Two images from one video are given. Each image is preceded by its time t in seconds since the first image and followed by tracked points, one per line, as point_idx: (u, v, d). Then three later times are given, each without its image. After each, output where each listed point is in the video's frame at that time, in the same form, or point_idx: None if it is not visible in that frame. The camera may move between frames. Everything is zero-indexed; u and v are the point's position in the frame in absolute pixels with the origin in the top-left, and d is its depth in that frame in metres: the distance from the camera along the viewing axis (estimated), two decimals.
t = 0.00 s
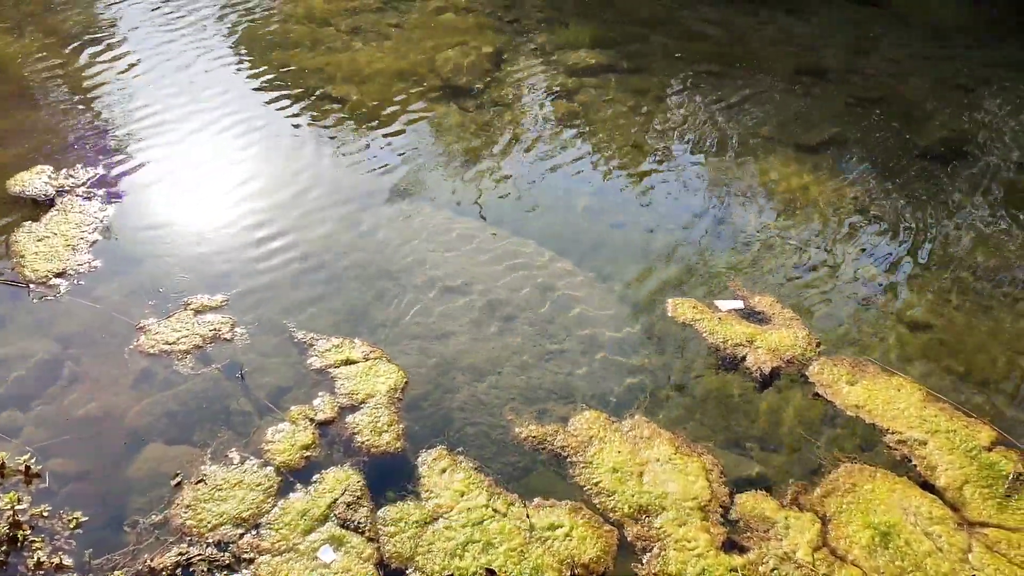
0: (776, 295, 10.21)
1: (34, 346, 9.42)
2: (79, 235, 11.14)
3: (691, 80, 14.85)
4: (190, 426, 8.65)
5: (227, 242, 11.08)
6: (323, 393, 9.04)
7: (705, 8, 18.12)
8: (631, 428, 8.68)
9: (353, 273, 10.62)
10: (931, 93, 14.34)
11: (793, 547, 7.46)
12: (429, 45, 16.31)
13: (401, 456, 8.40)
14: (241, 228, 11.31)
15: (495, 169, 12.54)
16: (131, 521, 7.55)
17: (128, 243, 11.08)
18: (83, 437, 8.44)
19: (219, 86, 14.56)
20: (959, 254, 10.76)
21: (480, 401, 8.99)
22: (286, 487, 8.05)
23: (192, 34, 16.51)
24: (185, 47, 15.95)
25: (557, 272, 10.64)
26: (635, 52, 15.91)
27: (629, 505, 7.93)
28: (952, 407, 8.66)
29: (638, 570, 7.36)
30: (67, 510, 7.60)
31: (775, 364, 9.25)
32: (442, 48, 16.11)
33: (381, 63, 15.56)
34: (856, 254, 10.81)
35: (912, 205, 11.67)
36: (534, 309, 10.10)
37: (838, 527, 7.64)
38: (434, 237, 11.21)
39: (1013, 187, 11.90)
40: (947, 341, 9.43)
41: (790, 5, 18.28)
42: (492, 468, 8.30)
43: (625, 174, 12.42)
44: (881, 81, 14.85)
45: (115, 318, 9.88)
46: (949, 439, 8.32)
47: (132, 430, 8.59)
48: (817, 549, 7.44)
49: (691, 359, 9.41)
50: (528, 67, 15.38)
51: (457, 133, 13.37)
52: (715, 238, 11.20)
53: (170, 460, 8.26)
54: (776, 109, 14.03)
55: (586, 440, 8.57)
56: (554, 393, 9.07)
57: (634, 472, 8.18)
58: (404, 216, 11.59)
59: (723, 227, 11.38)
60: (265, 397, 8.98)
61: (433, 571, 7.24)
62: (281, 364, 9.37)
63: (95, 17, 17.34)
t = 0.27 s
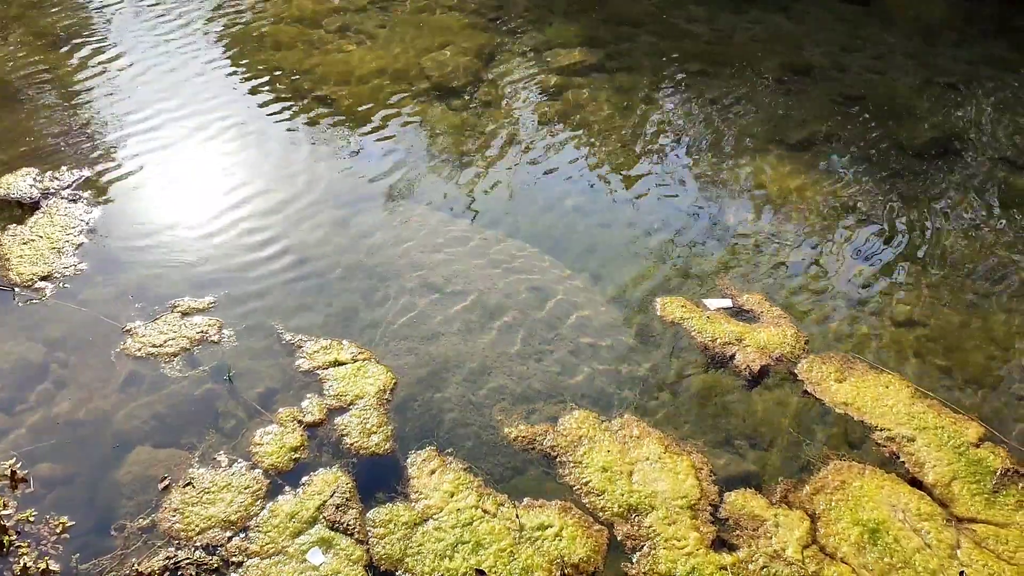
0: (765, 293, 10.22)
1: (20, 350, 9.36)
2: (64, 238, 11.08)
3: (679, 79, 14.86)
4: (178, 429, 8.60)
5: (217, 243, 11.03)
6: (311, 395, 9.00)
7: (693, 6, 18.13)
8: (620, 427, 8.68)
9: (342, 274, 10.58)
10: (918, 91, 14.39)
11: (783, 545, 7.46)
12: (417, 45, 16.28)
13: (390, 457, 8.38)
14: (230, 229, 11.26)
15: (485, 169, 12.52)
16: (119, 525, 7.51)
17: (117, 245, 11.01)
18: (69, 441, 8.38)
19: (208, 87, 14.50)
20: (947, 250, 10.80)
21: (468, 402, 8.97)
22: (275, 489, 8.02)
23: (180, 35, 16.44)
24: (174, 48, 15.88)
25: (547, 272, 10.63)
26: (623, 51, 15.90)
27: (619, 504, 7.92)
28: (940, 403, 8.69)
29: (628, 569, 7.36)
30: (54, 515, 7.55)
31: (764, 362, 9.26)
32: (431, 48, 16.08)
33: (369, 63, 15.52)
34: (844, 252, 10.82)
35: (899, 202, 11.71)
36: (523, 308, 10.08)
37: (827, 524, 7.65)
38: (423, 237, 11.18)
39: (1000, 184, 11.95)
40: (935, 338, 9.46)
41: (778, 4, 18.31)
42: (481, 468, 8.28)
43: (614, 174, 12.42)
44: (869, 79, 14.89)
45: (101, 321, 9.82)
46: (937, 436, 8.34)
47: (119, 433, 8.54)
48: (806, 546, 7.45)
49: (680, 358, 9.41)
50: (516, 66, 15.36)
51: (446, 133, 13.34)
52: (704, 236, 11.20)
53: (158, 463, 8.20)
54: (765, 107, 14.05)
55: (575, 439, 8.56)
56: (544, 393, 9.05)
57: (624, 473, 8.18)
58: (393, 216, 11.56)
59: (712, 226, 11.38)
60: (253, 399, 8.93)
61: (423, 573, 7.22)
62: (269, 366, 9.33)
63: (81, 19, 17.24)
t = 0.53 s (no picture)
0: (751, 290, 10.23)
1: (3, 355, 9.29)
2: (47, 242, 11.01)
3: (666, 78, 14.88)
4: (162, 433, 8.55)
5: (205, 246, 10.97)
6: (297, 397, 8.96)
7: (679, 5, 18.16)
8: (607, 426, 8.67)
9: (329, 276, 10.53)
10: (903, 88, 14.45)
11: (770, 542, 7.47)
12: (403, 45, 16.24)
13: (377, 459, 8.34)
14: (218, 232, 11.20)
15: (472, 169, 12.50)
16: (104, 530, 7.46)
17: (104, 248, 10.93)
18: (54, 445, 8.32)
19: (195, 89, 14.43)
20: (932, 246, 10.84)
21: (455, 403, 8.94)
22: (261, 492, 7.98)
23: (166, 37, 16.35)
24: (160, 50, 15.79)
25: (534, 271, 10.61)
26: (610, 50, 15.90)
27: (606, 503, 7.91)
28: (926, 399, 8.72)
29: (616, 568, 7.35)
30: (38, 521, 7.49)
31: (750, 359, 9.27)
32: (416, 48, 16.04)
33: (355, 63, 15.47)
34: (830, 249, 10.85)
35: (885, 199, 11.75)
36: (511, 308, 10.06)
37: (814, 521, 7.66)
38: (410, 237, 11.15)
39: (985, 180, 12.00)
40: (921, 333, 9.49)
41: (763, 2, 18.35)
42: (468, 469, 8.26)
43: (601, 172, 12.41)
44: (855, 76, 14.93)
45: (86, 325, 9.75)
46: (923, 432, 8.37)
47: (104, 437, 8.48)
48: (793, 543, 7.46)
49: (667, 356, 9.41)
50: (502, 66, 15.34)
51: (433, 133, 13.31)
52: (692, 234, 11.20)
53: (143, 467, 8.14)
54: (751, 105, 14.08)
55: (563, 439, 8.54)
56: (530, 392, 9.04)
57: (611, 472, 8.17)
58: (380, 217, 11.52)
59: (699, 224, 11.39)
60: (239, 402, 8.89)
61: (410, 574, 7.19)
62: (255, 368, 9.28)
63: (65, 21, 17.12)
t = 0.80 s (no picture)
0: (735, 288, 10.24)
1: None
2: (26, 245, 10.91)
3: (649, 75, 14.88)
4: (144, 436, 8.48)
5: (192, 247, 10.89)
6: (280, 399, 8.90)
7: (663, 3, 18.16)
8: (592, 424, 8.66)
9: (313, 277, 10.48)
10: (885, 84, 14.50)
11: (754, 539, 7.48)
12: (386, 44, 16.18)
13: (361, 461, 8.30)
14: (205, 233, 11.13)
15: (457, 168, 12.46)
16: (85, 535, 7.39)
17: (90, 251, 10.83)
18: (34, 451, 8.25)
19: (179, 89, 14.33)
20: (915, 241, 10.88)
21: (439, 403, 8.91)
22: (244, 495, 7.92)
23: (149, 38, 16.21)
24: (143, 51, 15.66)
25: (519, 270, 10.59)
26: (594, 49, 15.88)
27: (591, 502, 7.90)
28: (909, 394, 8.75)
29: (601, 566, 7.34)
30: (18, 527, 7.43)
31: (734, 356, 9.27)
32: (399, 47, 15.98)
33: (338, 63, 15.40)
34: (814, 245, 10.87)
35: (868, 195, 11.79)
36: (495, 307, 10.03)
37: (798, 517, 7.67)
38: (395, 237, 11.11)
39: (967, 175, 12.06)
40: (903, 329, 9.52)
41: None
42: (453, 470, 8.23)
43: (586, 171, 12.40)
44: (838, 73, 14.98)
45: (66, 329, 9.67)
46: (906, 426, 8.40)
47: (85, 441, 8.40)
48: (777, 539, 7.47)
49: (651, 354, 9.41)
50: (486, 64, 15.30)
51: (417, 132, 13.26)
52: (676, 232, 11.20)
53: (125, 471, 8.08)
54: (734, 102, 14.09)
55: (547, 437, 8.52)
56: (514, 392, 9.01)
57: (596, 471, 8.16)
58: (365, 217, 11.46)
59: (683, 221, 11.39)
60: (222, 405, 8.82)
61: None
62: (238, 370, 9.22)
63: (45, 23, 16.97)
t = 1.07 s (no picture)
0: (719, 284, 10.25)
1: None
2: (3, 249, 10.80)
3: (632, 73, 14.87)
4: (124, 439, 8.39)
5: (177, 251, 10.77)
6: (263, 401, 8.84)
7: None
8: (576, 422, 8.64)
9: (296, 277, 10.41)
10: (867, 80, 14.55)
11: (739, 535, 7.48)
12: (368, 43, 16.10)
13: (345, 462, 8.26)
14: (190, 236, 11.01)
15: (441, 167, 12.42)
16: (66, 541, 7.33)
17: (73, 256, 10.68)
18: (14, 456, 8.16)
19: (162, 91, 14.16)
20: (898, 236, 10.92)
21: (422, 403, 8.87)
22: (226, 498, 7.86)
23: (130, 38, 16.06)
24: (124, 52, 15.51)
25: (503, 269, 10.57)
26: (577, 46, 15.86)
27: (576, 500, 7.89)
28: (891, 388, 8.78)
29: (586, 565, 7.32)
30: None
31: (717, 353, 9.28)
32: (381, 46, 15.92)
33: (320, 62, 15.32)
34: (797, 241, 10.89)
35: (850, 190, 11.82)
36: (480, 306, 10.00)
37: (782, 512, 7.68)
38: (379, 237, 11.06)
39: (949, 169, 12.12)
40: (886, 324, 9.56)
41: None
42: (436, 470, 8.20)
43: (570, 169, 12.38)
44: (820, 68, 15.02)
45: (45, 333, 9.57)
46: (888, 421, 8.43)
47: (66, 445, 8.32)
48: (762, 535, 7.48)
49: (635, 351, 9.40)
50: (468, 63, 15.25)
51: (400, 131, 13.21)
52: (660, 229, 11.19)
53: (107, 475, 8.00)
54: (717, 98, 14.10)
55: (531, 436, 8.50)
56: (498, 391, 8.98)
57: (581, 469, 8.14)
58: (348, 217, 11.40)
59: (668, 217, 11.38)
60: (204, 408, 8.75)
61: None
62: (220, 373, 9.15)
63: (24, 24, 16.78)
